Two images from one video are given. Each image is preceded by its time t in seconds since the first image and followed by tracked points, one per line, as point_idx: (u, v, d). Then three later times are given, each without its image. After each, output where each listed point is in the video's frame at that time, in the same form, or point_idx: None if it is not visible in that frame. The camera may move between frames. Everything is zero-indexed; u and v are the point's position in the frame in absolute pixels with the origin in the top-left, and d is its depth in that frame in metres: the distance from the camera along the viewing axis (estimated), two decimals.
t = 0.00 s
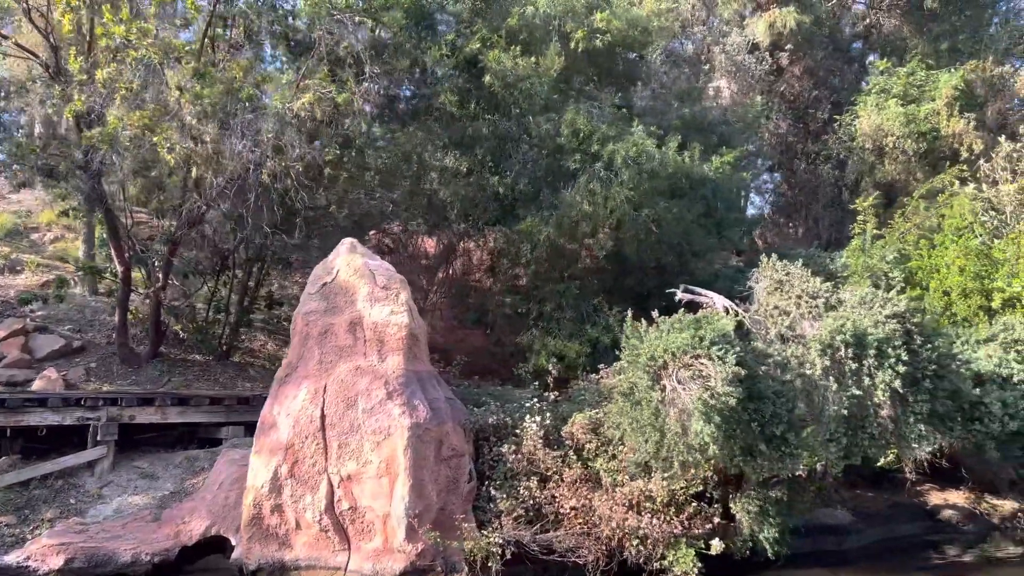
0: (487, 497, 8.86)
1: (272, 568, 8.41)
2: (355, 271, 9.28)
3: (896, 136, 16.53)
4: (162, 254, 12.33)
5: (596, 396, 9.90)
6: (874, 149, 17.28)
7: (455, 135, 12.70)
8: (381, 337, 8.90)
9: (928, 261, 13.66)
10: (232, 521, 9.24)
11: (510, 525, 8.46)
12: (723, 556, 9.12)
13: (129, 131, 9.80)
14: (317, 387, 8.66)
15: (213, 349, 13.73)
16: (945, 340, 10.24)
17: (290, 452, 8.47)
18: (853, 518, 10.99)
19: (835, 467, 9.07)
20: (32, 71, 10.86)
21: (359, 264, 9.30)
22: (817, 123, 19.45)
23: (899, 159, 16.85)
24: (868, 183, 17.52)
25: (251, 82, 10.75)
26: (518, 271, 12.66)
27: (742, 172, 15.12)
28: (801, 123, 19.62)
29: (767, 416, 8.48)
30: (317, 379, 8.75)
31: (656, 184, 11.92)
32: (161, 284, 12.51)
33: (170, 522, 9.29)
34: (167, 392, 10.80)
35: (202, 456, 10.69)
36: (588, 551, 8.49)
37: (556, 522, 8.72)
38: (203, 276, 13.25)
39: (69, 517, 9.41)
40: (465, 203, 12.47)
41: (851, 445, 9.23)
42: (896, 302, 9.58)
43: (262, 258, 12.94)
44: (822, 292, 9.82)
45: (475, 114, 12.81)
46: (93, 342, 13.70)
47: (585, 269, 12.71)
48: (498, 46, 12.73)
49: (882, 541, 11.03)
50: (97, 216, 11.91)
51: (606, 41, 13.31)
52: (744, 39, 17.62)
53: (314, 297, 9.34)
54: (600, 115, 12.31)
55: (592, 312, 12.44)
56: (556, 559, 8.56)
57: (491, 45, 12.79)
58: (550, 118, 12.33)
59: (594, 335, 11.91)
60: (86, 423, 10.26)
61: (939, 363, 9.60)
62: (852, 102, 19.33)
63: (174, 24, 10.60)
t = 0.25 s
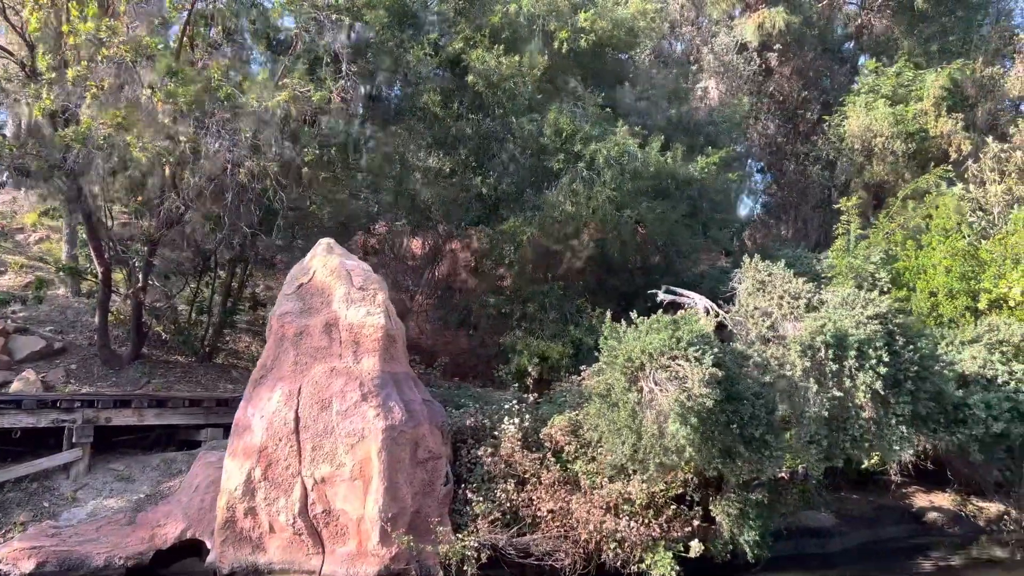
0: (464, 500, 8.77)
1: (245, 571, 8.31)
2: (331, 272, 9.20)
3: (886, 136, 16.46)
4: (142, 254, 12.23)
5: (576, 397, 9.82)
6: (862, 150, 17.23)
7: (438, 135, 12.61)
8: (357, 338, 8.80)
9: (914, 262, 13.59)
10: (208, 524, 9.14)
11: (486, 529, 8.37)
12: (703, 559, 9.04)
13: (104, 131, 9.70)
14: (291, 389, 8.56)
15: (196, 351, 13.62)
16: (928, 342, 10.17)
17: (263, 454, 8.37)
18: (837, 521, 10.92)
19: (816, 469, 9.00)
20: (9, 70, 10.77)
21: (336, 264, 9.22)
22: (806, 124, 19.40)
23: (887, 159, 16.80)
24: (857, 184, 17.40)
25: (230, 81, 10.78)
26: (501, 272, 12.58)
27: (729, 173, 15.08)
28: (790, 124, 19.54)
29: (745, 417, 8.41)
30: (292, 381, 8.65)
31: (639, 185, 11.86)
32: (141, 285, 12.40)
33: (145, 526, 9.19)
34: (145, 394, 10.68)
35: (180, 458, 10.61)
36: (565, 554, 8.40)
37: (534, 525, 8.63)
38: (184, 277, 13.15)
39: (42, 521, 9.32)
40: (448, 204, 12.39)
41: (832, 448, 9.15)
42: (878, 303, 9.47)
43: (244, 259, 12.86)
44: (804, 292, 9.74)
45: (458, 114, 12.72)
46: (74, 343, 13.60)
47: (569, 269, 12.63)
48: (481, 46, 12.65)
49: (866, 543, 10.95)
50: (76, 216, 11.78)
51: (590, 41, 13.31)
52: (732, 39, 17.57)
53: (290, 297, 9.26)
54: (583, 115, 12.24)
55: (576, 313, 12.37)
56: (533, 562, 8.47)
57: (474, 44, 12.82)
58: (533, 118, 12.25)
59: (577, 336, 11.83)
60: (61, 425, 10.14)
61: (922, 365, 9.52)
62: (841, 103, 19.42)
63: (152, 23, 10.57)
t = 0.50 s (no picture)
0: (441, 502, 8.67)
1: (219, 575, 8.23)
2: (308, 272, 9.12)
3: (874, 136, 16.40)
4: (123, 255, 12.13)
5: (557, 398, 9.73)
6: (851, 149, 17.11)
7: (421, 134, 12.52)
8: (333, 339, 8.71)
9: (901, 263, 13.50)
10: (184, 527, 9.04)
11: (463, 531, 8.28)
12: (683, 561, 8.97)
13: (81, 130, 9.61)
14: (266, 391, 8.48)
15: (179, 352, 13.50)
16: (912, 342, 10.09)
17: (238, 457, 8.29)
18: (821, 523, 10.84)
19: (797, 471, 8.91)
20: None
21: (313, 264, 9.14)
22: (797, 124, 19.31)
23: (876, 159, 16.72)
24: (846, 184, 17.35)
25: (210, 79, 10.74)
26: (485, 272, 12.48)
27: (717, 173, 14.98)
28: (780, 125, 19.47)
29: (724, 419, 8.33)
30: (267, 382, 8.56)
31: (623, 185, 11.78)
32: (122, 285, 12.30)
33: (119, 529, 9.09)
34: (123, 395, 10.59)
35: (158, 461, 10.52)
36: (543, 557, 8.30)
37: (511, 527, 8.54)
38: (167, 277, 13.06)
39: (16, 523, 9.22)
40: (431, 204, 12.31)
41: (814, 449, 9.07)
42: (861, 303, 9.40)
43: (227, 260, 12.76)
44: (786, 293, 9.67)
45: (442, 113, 12.64)
46: (56, 344, 13.49)
47: (553, 270, 12.55)
48: (465, 45, 12.58)
49: (851, 545, 10.87)
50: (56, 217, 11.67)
51: (575, 42, 13.24)
52: (722, 38, 17.48)
53: (267, 298, 9.17)
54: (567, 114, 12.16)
55: (561, 314, 12.26)
56: (510, 565, 8.38)
57: (457, 43, 12.75)
58: (517, 118, 12.17)
59: (561, 337, 11.74)
60: (37, 427, 10.06)
61: (905, 366, 9.44)
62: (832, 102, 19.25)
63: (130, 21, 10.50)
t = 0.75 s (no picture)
0: (419, 505, 8.58)
1: None
2: (286, 272, 9.02)
3: (864, 135, 16.29)
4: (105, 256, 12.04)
5: (539, 399, 9.64)
6: (841, 147, 16.83)
7: (406, 134, 12.45)
8: (310, 340, 8.62)
9: (890, 263, 13.41)
10: (161, 530, 8.95)
11: (440, 534, 8.18)
12: (664, 563, 8.91)
13: (58, 129, 9.57)
14: (242, 393, 8.38)
15: (164, 353, 13.41)
16: (896, 343, 10.01)
17: (213, 459, 8.20)
18: (807, 525, 10.74)
19: (779, 473, 8.82)
20: None
21: (291, 264, 9.04)
22: (789, 124, 19.27)
23: (866, 159, 16.66)
24: (836, 185, 17.31)
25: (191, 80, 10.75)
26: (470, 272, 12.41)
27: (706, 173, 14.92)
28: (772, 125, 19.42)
29: (704, 420, 8.26)
30: (242, 384, 8.47)
31: (608, 185, 11.73)
32: (104, 286, 12.22)
33: (95, 532, 9.01)
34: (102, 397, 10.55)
35: (137, 463, 10.45)
36: (521, 560, 8.22)
37: (489, 530, 8.45)
38: (150, 278, 12.99)
39: None
40: (415, 203, 12.25)
41: (796, 451, 8.97)
42: (844, 303, 9.32)
43: (211, 260, 12.69)
44: (769, 293, 9.60)
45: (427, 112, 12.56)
46: (39, 345, 13.42)
47: (539, 270, 12.47)
48: (449, 44, 12.53)
49: (837, 548, 10.78)
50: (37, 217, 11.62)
51: (561, 42, 13.23)
52: (711, 38, 17.45)
53: (245, 298, 9.08)
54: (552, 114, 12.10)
55: (546, 314, 12.17)
56: (489, 568, 8.29)
57: (442, 40, 12.71)
58: (501, 117, 12.11)
59: (545, 337, 11.65)
60: (15, 429, 10.06)
61: (889, 366, 9.35)
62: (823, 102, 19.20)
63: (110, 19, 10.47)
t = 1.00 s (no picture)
0: (397, 508, 8.48)
1: None
2: (265, 272, 8.94)
3: (853, 136, 16.27)
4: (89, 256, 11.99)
5: (520, 400, 9.54)
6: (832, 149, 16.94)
7: (390, 134, 12.39)
8: (288, 341, 8.53)
9: (879, 263, 13.32)
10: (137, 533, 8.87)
11: (417, 538, 8.08)
12: (646, 566, 8.86)
13: (34, 128, 9.46)
14: (218, 394, 8.30)
15: (149, 354, 13.33)
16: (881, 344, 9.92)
17: (188, 462, 8.11)
18: (793, 528, 10.66)
19: (762, 475, 8.73)
20: None
21: (269, 265, 8.95)
22: (781, 124, 19.19)
23: (858, 159, 16.58)
24: (828, 186, 17.16)
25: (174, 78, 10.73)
26: (456, 273, 12.33)
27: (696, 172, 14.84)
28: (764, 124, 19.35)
29: (685, 421, 8.18)
30: (219, 386, 8.38)
31: (593, 184, 11.68)
32: (87, 287, 12.14)
33: (72, 535, 8.92)
34: (82, 398, 10.46)
35: (117, 465, 10.39)
36: (500, 563, 8.13)
37: (468, 533, 8.35)
38: (135, 279, 12.93)
39: None
40: (400, 204, 12.17)
41: (779, 453, 8.87)
42: (829, 304, 9.23)
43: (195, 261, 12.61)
44: (754, 293, 9.52)
45: (412, 112, 12.49)
46: (23, 347, 13.35)
47: (525, 271, 12.39)
48: (434, 43, 12.47)
49: (824, 551, 10.71)
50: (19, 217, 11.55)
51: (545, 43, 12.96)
52: (702, 37, 17.39)
53: (223, 299, 8.99)
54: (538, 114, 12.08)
55: (532, 315, 12.09)
56: (467, 572, 8.18)
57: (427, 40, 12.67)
58: (486, 117, 12.05)
59: (530, 338, 11.57)
60: None
61: (873, 367, 9.24)
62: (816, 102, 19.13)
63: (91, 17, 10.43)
